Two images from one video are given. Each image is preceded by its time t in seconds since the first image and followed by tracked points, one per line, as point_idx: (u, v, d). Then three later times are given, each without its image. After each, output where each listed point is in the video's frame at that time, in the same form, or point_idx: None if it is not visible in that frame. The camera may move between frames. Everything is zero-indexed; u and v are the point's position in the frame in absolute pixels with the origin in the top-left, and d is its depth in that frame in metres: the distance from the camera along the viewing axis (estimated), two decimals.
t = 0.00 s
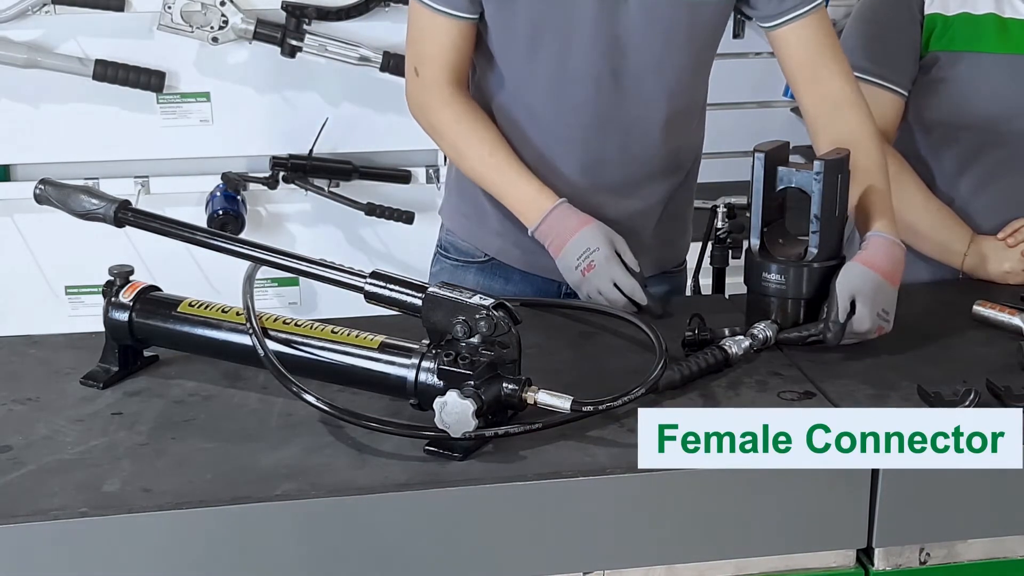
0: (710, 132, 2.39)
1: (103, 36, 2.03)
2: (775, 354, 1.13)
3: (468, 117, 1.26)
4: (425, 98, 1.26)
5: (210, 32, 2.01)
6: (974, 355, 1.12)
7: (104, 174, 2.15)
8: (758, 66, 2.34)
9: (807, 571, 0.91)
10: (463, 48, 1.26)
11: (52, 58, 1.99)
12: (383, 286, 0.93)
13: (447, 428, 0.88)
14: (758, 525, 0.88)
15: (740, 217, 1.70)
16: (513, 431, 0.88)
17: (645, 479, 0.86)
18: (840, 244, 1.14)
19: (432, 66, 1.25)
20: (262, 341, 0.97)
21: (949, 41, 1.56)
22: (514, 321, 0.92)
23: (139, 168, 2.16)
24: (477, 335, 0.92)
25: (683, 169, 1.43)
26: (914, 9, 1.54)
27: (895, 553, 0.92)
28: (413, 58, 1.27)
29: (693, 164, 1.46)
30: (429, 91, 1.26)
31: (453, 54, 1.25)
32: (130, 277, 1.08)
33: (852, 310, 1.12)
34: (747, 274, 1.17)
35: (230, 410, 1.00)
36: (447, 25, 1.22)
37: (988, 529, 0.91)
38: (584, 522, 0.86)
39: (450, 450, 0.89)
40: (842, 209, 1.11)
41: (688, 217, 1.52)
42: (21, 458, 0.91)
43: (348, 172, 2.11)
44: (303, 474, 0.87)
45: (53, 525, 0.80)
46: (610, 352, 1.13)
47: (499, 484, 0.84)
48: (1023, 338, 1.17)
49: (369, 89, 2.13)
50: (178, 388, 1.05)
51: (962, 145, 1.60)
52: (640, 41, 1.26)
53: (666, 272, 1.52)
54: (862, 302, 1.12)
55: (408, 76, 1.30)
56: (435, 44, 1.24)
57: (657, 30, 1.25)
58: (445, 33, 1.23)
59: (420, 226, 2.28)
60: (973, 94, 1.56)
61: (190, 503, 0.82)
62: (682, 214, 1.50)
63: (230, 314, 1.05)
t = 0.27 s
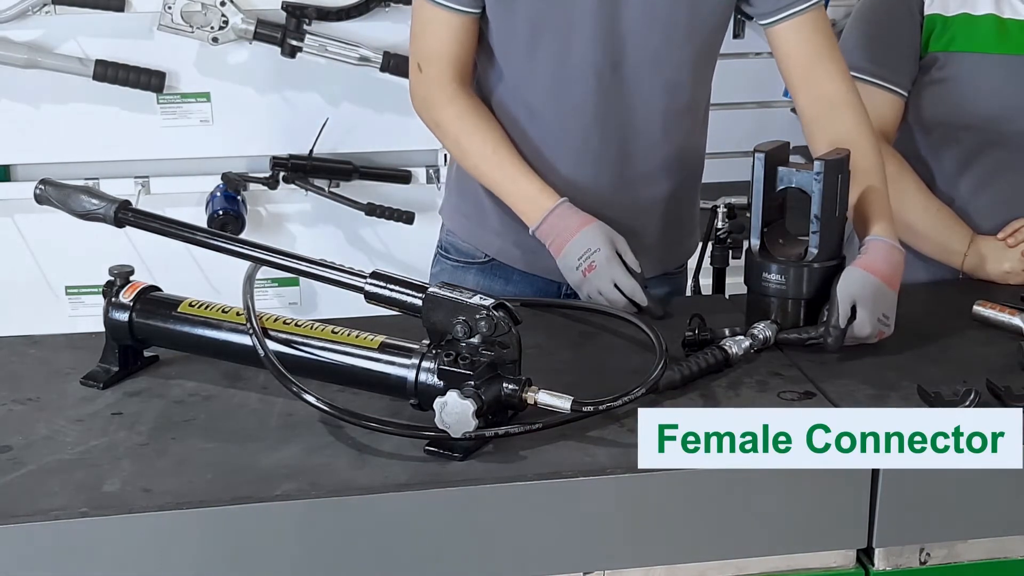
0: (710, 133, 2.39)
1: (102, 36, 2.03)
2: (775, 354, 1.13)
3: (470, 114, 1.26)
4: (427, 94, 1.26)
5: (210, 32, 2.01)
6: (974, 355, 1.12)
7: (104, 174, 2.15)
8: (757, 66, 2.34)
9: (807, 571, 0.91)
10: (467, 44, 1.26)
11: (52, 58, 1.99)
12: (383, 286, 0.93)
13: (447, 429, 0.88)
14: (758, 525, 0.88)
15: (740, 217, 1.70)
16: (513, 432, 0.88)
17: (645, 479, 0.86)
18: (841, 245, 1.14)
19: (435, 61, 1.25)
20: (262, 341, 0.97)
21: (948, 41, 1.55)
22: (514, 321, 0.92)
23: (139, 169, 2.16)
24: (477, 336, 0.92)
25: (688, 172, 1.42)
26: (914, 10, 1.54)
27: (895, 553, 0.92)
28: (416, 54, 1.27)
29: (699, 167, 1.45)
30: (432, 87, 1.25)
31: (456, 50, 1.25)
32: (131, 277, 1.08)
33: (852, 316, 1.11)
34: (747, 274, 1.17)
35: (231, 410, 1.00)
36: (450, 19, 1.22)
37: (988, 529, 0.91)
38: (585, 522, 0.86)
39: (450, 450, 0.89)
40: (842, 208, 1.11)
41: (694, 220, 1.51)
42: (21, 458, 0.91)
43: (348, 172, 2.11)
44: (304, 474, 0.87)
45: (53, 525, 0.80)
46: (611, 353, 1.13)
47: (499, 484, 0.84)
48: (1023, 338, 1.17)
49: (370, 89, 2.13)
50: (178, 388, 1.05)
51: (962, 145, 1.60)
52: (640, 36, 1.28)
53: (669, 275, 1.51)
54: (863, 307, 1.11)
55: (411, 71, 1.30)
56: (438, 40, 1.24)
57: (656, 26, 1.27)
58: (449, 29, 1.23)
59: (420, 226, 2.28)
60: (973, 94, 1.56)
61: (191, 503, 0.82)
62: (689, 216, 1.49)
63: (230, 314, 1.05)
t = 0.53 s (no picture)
0: (710, 133, 2.39)
1: (102, 36, 2.03)
2: (776, 354, 1.13)
3: (471, 113, 1.26)
4: (427, 94, 1.26)
5: (210, 32, 2.01)
6: (974, 355, 1.12)
7: (104, 174, 2.15)
8: (757, 66, 2.34)
9: (807, 571, 0.91)
10: (466, 44, 1.26)
11: (52, 58, 1.99)
12: (383, 286, 0.93)
13: (447, 429, 0.88)
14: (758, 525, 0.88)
15: (740, 216, 1.70)
16: (513, 432, 0.88)
17: (645, 479, 0.86)
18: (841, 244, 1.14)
19: (435, 61, 1.25)
20: (262, 341, 0.97)
21: (949, 40, 1.55)
22: (514, 321, 0.92)
23: (139, 169, 2.16)
24: (477, 336, 0.92)
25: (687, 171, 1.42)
26: (914, 10, 1.54)
27: (895, 553, 0.92)
28: (416, 53, 1.27)
29: (697, 165, 1.45)
30: (432, 87, 1.25)
31: (456, 49, 1.25)
32: (131, 277, 1.08)
33: (853, 318, 1.11)
34: (747, 274, 1.17)
35: (231, 411, 1.00)
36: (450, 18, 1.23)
37: (989, 529, 0.91)
38: (585, 523, 0.86)
39: (450, 450, 0.89)
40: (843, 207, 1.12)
41: (694, 220, 1.50)
42: (21, 458, 0.91)
43: (348, 173, 2.11)
44: (304, 474, 0.87)
45: (53, 525, 0.80)
46: (611, 353, 1.13)
47: (499, 484, 0.84)
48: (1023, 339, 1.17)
49: (370, 89, 2.13)
50: (178, 388, 1.06)
51: (962, 145, 1.60)
52: (642, 36, 1.28)
53: (670, 275, 1.50)
54: (864, 310, 1.11)
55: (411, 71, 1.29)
56: (438, 40, 1.24)
57: (658, 24, 1.27)
58: (448, 28, 1.23)
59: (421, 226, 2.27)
60: (973, 94, 1.56)
61: (191, 503, 0.82)
62: (688, 216, 1.49)
63: (230, 314, 1.05)
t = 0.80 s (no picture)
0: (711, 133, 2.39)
1: (102, 36, 2.03)
2: (776, 354, 1.13)
3: (471, 113, 1.26)
4: (427, 95, 1.26)
5: (210, 32, 2.01)
6: (974, 356, 1.12)
7: (104, 174, 2.15)
8: (757, 66, 2.34)
9: (807, 571, 0.91)
10: (466, 44, 1.26)
11: (51, 58, 1.99)
12: (383, 286, 0.93)
13: (447, 429, 0.88)
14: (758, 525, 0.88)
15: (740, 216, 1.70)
16: (513, 432, 0.88)
17: (645, 479, 0.86)
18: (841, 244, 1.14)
19: (435, 61, 1.25)
20: (262, 341, 0.97)
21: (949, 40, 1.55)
22: (514, 321, 0.92)
23: (139, 169, 2.16)
24: (478, 336, 0.92)
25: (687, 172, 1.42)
26: (914, 10, 1.54)
27: (895, 553, 0.92)
28: (417, 53, 1.27)
29: (696, 166, 1.45)
30: (432, 87, 1.25)
31: (456, 49, 1.25)
32: (131, 277, 1.08)
33: (854, 320, 1.11)
34: (747, 274, 1.17)
35: (231, 411, 1.00)
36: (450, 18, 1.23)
37: (989, 529, 0.91)
38: (584, 523, 0.86)
39: (450, 450, 0.89)
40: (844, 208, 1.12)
41: (693, 221, 1.51)
42: (22, 458, 0.91)
43: (348, 172, 2.12)
44: (304, 474, 0.87)
45: (53, 525, 0.80)
46: (611, 353, 1.13)
47: (499, 484, 0.84)
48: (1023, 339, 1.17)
49: (370, 89, 2.13)
50: (178, 388, 1.06)
51: (962, 145, 1.60)
52: (645, 38, 1.28)
53: (670, 275, 1.51)
54: (864, 311, 1.11)
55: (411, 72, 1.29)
56: (439, 39, 1.24)
57: (661, 26, 1.27)
58: (449, 28, 1.23)
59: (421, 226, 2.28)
60: (973, 94, 1.56)
61: (191, 503, 0.82)
62: (687, 216, 1.49)
63: (230, 314, 1.05)
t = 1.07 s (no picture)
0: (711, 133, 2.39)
1: (102, 36, 2.03)
2: (776, 354, 1.13)
3: (471, 112, 1.26)
4: (427, 93, 1.26)
5: (210, 32, 2.01)
6: (974, 356, 1.12)
7: (104, 174, 2.15)
8: (757, 66, 2.34)
9: (807, 571, 0.91)
10: (467, 42, 1.26)
11: (51, 58, 1.99)
12: (383, 286, 0.93)
13: (447, 429, 0.88)
14: (758, 525, 0.88)
15: (740, 216, 1.70)
16: (513, 431, 0.88)
17: (645, 479, 0.86)
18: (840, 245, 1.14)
19: (435, 60, 1.25)
20: (262, 341, 0.97)
21: (949, 40, 1.55)
22: (514, 321, 0.92)
23: (139, 169, 2.16)
24: (478, 336, 0.91)
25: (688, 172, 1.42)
26: (914, 10, 1.54)
27: (895, 553, 0.92)
28: (417, 52, 1.27)
29: (695, 165, 1.45)
30: (432, 85, 1.25)
31: (457, 48, 1.25)
32: (131, 277, 1.08)
33: (855, 320, 1.11)
34: (747, 274, 1.17)
35: (231, 411, 1.00)
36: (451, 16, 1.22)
37: (989, 528, 0.91)
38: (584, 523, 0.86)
39: (451, 450, 0.89)
40: (844, 209, 1.12)
41: (692, 221, 1.51)
42: (22, 458, 0.91)
43: (348, 172, 2.12)
44: (304, 474, 0.87)
45: (54, 524, 0.80)
46: (611, 353, 1.13)
47: (499, 484, 0.84)
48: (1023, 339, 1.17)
49: (370, 89, 2.13)
50: (178, 388, 1.06)
51: (962, 145, 1.60)
52: (646, 39, 1.28)
53: (671, 275, 1.51)
54: (864, 312, 1.11)
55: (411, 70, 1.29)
56: (439, 38, 1.24)
57: (662, 27, 1.27)
58: (449, 27, 1.23)
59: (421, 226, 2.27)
60: (973, 95, 1.56)
61: (191, 503, 0.82)
62: (686, 216, 1.49)
63: (230, 314, 1.05)
